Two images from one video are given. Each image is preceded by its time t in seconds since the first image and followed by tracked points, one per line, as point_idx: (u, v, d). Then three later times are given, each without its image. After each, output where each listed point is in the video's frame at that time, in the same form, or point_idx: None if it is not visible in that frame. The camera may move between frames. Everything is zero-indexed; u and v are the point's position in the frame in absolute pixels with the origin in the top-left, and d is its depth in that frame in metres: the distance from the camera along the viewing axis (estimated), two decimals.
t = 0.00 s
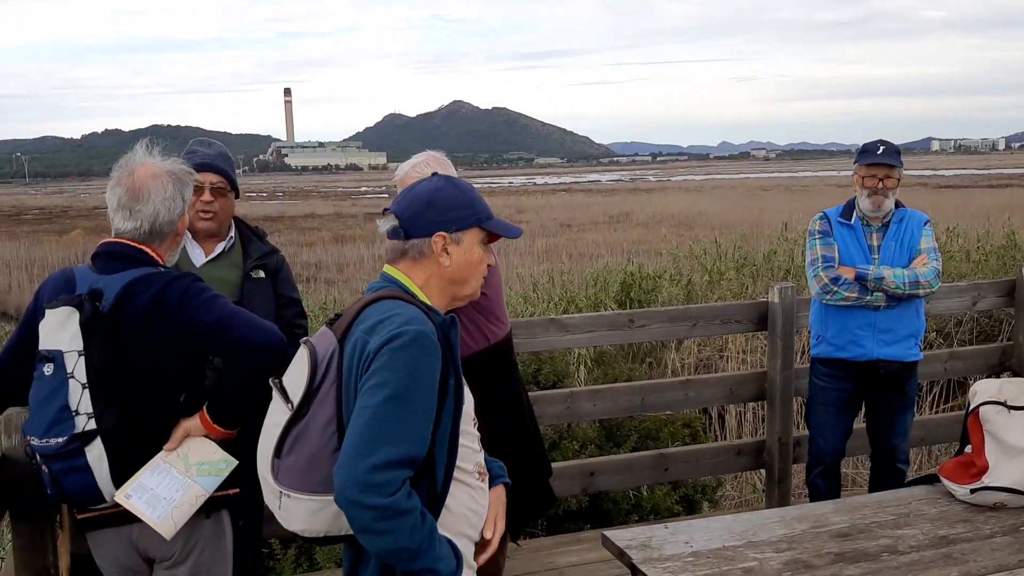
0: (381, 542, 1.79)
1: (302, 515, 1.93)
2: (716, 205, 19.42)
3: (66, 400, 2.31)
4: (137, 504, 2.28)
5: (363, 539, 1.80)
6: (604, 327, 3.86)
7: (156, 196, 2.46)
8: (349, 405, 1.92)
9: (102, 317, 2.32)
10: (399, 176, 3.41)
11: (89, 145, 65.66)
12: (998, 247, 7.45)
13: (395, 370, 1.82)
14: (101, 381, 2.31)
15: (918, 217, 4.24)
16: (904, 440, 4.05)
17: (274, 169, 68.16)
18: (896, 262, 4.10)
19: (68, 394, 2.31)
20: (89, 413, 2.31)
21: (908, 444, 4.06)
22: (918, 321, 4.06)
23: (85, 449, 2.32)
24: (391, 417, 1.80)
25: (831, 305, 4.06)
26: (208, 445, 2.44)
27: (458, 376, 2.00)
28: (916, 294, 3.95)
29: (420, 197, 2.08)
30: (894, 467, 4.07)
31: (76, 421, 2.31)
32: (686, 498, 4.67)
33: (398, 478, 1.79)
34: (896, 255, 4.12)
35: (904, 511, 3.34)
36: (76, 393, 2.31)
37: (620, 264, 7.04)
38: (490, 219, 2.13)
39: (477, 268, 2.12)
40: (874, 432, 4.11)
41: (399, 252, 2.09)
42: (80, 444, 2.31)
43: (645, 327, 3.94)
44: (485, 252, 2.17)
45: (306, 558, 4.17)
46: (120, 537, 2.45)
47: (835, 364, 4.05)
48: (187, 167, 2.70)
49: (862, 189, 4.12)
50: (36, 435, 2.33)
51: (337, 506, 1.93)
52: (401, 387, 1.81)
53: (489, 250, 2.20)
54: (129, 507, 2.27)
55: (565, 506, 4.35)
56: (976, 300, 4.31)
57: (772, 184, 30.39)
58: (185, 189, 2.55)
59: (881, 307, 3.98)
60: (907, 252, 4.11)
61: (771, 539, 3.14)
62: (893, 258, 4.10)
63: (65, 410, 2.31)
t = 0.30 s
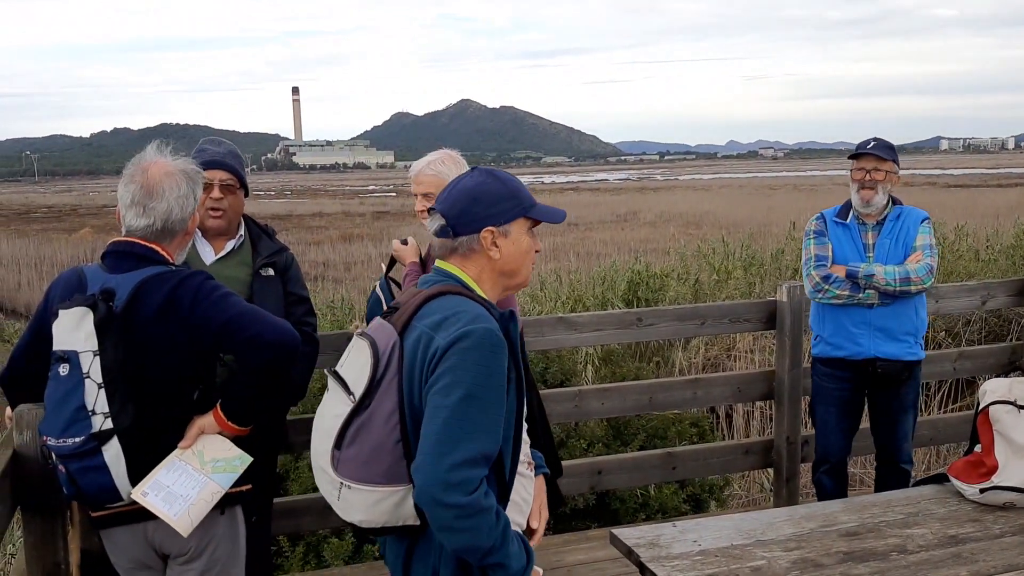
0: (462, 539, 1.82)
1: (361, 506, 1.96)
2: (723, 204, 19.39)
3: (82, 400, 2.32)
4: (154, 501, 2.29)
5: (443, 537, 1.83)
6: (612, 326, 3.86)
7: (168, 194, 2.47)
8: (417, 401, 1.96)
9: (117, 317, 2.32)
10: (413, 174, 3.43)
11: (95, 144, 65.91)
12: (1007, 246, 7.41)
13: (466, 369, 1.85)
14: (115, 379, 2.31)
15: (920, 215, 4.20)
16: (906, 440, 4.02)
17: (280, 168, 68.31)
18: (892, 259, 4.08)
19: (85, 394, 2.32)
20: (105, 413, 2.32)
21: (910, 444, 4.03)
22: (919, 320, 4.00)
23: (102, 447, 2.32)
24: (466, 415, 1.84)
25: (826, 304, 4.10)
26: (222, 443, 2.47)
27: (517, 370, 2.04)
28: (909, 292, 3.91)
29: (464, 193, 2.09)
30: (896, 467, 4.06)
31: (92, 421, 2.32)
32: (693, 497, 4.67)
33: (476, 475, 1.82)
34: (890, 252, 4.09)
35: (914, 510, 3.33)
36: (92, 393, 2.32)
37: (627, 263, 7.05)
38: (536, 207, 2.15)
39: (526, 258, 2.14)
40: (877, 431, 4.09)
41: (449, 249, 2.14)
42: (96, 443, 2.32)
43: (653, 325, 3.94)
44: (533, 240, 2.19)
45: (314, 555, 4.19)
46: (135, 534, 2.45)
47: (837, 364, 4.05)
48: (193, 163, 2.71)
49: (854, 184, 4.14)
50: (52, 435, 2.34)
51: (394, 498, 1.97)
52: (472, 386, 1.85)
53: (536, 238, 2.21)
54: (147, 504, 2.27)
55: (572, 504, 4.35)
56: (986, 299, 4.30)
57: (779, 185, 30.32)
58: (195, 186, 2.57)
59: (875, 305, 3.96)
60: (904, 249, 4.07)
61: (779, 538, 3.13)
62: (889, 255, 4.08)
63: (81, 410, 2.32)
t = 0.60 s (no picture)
0: (546, 545, 1.81)
1: (449, 514, 1.91)
2: (726, 204, 19.38)
3: (90, 397, 2.28)
4: (162, 499, 2.31)
5: (523, 541, 1.82)
6: (618, 325, 3.86)
7: (172, 192, 2.47)
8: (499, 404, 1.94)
9: (124, 314, 2.31)
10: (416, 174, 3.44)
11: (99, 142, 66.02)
12: (1013, 247, 7.40)
13: (557, 373, 1.84)
14: (122, 378, 2.30)
15: (921, 213, 4.17)
16: (907, 440, 3.99)
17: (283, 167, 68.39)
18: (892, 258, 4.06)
19: (93, 391, 2.28)
20: (113, 410, 2.30)
21: (911, 444, 4.00)
22: (919, 320, 3.98)
23: (111, 444, 2.30)
24: (556, 420, 1.82)
25: (826, 304, 4.10)
26: (229, 439, 2.49)
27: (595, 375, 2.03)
28: (909, 291, 3.90)
29: (539, 188, 2.05)
30: (898, 467, 4.03)
31: (100, 418, 2.29)
32: (698, 496, 4.67)
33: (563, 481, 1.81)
34: (890, 251, 4.07)
35: (919, 510, 3.33)
36: (100, 389, 2.29)
37: (632, 262, 7.06)
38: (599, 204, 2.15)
39: (591, 255, 2.14)
40: (880, 432, 4.07)
41: (519, 245, 2.08)
42: (105, 440, 2.29)
43: (658, 324, 3.94)
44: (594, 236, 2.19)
45: (319, 553, 4.19)
46: (141, 530, 2.45)
47: (837, 363, 4.04)
48: (197, 161, 2.71)
49: (853, 183, 4.13)
50: (60, 432, 2.29)
51: (483, 503, 1.92)
52: (564, 391, 1.84)
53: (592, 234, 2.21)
54: (154, 502, 2.30)
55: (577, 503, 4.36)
56: (992, 299, 4.29)
57: (782, 185, 30.28)
58: (199, 184, 2.57)
59: (875, 305, 3.95)
60: (905, 248, 4.06)
61: (785, 537, 3.13)
62: (889, 254, 4.06)
63: (89, 407, 2.28)
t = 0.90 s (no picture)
0: (629, 551, 1.84)
1: (512, 514, 1.89)
2: (729, 203, 19.37)
3: (90, 391, 2.30)
4: (160, 496, 2.31)
5: (610, 550, 1.84)
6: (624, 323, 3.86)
7: (179, 188, 2.47)
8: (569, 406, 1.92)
9: (126, 309, 2.32)
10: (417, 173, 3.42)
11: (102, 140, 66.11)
12: (1020, 246, 7.39)
13: (639, 380, 1.86)
14: (123, 373, 2.31)
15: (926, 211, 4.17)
16: (912, 440, 3.98)
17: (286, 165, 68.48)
18: (897, 256, 4.05)
19: (92, 384, 2.30)
20: (112, 404, 2.31)
21: (915, 444, 3.98)
22: (924, 318, 3.98)
23: (109, 438, 2.31)
24: (639, 427, 1.84)
25: (831, 302, 4.09)
26: (229, 436, 2.47)
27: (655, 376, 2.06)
28: (915, 288, 3.89)
29: (613, 185, 2.04)
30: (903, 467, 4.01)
31: (98, 412, 2.30)
32: (703, 495, 4.67)
33: (644, 486, 1.84)
34: (896, 250, 4.06)
35: (925, 510, 3.32)
36: (100, 383, 2.30)
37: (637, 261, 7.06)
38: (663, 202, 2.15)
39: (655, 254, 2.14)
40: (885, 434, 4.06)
41: (587, 243, 2.08)
42: (103, 434, 2.31)
43: (664, 323, 3.94)
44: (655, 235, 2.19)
45: (324, 550, 4.18)
46: (144, 525, 2.47)
47: (842, 362, 4.04)
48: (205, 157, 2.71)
49: (857, 181, 4.13)
50: (60, 426, 2.33)
51: (547, 503, 1.91)
52: (645, 398, 1.86)
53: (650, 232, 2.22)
54: (153, 500, 2.30)
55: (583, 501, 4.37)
56: (999, 299, 4.29)
57: (786, 184, 30.26)
58: (206, 180, 2.57)
59: (880, 303, 3.95)
60: (910, 246, 4.04)
61: (790, 535, 3.13)
62: (894, 252, 4.05)
63: (88, 401, 2.30)
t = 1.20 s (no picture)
0: (676, 563, 1.90)
1: (550, 515, 1.89)
2: (736, 202, 19.35)
3: (89, 387, 2.32)
4: (161, 492, 2.31)
5: (656, 559, 1.89)
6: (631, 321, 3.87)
7: (184, 184, 2.48)
8: (613, 412, 1.93)
9: (127, 305, 2.34)
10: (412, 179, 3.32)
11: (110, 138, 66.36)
12: None
13: (689, 393, 1.88)
14: (123, 370, 2.33)
15: (933, 210, 4.16)
16: (919, 438, 3.97)
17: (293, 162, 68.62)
18: (905, 254, 4.03)
19: (91, 380, 2.32)
20: (112, 401, 2.33)
21: (922, 442, 3.97)
22: (931, 317, 3.97)
23: (108, 434, 2.33)
24: (689, 441, 1.88)
25: (838, 300, 4.08)
26: (231, 433, 2.47)
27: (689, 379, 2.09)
28: (923, 287, 3.88)
29: (660, 187, 2.03)
30: (910, 466, 4.00)
31: (98, 408, 2.32)
32: (709, 493, 4.68)
33: (694, 498, 1.89)
34: (903, 248, 4.05)
35: (932, 509, 3.31)
36: (99, 379, 2.32)
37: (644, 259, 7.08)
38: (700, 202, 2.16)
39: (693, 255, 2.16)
40: (893, 434, 4.05)
41: (631, 242, 2.07)
42: (102, 430, 2.33)
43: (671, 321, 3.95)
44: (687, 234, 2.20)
45: (330, 547, 4.19)
46: (148, 522, 2.48)
47: (849, 361, 4.03)
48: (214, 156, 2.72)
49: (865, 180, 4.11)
50: (61, 422, 2.35)
51: (585, 504, 1.91)
52: (695, 410, 1.88)
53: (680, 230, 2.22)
54: (154, 495, 2.29)
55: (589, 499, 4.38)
56: (1008, 298, 4.28)
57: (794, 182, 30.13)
58: (212, 178, 2.57)
59: (887, 301, 3.94)
60: (918, 244, 4.03)
61: (796, 533, 3.13)
62: (901, 250, 4.03)
63: (87, 397, 2.32)
